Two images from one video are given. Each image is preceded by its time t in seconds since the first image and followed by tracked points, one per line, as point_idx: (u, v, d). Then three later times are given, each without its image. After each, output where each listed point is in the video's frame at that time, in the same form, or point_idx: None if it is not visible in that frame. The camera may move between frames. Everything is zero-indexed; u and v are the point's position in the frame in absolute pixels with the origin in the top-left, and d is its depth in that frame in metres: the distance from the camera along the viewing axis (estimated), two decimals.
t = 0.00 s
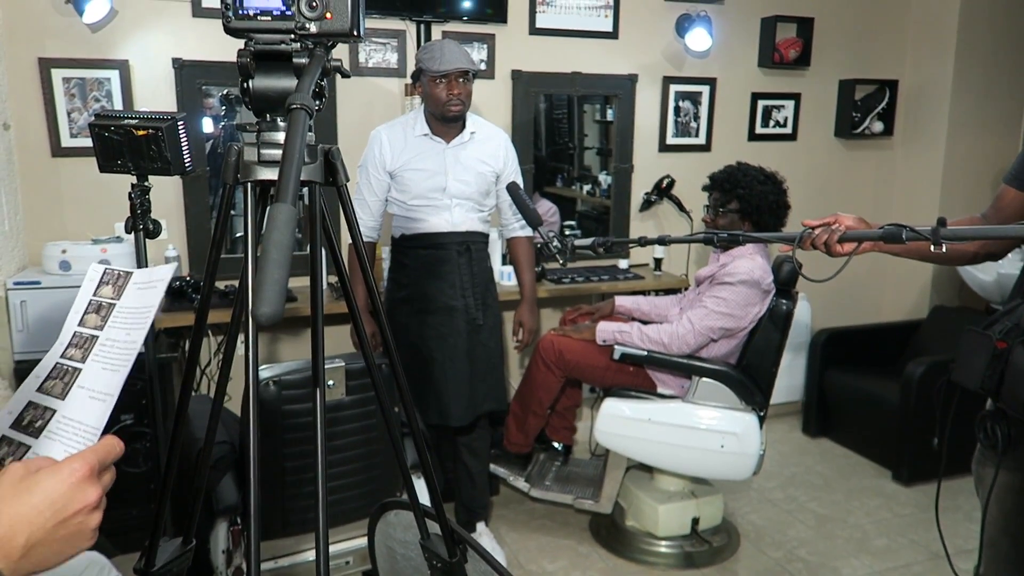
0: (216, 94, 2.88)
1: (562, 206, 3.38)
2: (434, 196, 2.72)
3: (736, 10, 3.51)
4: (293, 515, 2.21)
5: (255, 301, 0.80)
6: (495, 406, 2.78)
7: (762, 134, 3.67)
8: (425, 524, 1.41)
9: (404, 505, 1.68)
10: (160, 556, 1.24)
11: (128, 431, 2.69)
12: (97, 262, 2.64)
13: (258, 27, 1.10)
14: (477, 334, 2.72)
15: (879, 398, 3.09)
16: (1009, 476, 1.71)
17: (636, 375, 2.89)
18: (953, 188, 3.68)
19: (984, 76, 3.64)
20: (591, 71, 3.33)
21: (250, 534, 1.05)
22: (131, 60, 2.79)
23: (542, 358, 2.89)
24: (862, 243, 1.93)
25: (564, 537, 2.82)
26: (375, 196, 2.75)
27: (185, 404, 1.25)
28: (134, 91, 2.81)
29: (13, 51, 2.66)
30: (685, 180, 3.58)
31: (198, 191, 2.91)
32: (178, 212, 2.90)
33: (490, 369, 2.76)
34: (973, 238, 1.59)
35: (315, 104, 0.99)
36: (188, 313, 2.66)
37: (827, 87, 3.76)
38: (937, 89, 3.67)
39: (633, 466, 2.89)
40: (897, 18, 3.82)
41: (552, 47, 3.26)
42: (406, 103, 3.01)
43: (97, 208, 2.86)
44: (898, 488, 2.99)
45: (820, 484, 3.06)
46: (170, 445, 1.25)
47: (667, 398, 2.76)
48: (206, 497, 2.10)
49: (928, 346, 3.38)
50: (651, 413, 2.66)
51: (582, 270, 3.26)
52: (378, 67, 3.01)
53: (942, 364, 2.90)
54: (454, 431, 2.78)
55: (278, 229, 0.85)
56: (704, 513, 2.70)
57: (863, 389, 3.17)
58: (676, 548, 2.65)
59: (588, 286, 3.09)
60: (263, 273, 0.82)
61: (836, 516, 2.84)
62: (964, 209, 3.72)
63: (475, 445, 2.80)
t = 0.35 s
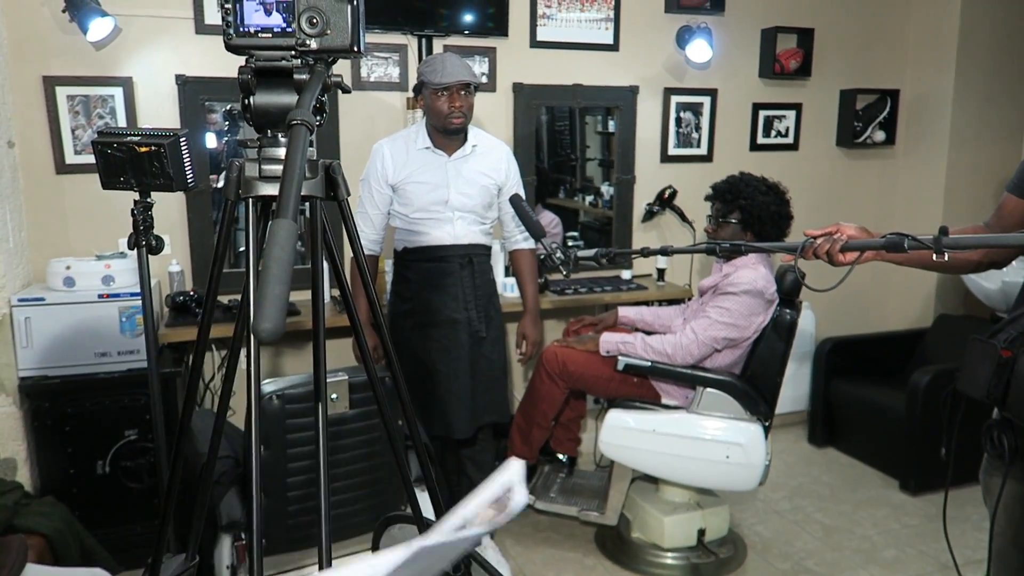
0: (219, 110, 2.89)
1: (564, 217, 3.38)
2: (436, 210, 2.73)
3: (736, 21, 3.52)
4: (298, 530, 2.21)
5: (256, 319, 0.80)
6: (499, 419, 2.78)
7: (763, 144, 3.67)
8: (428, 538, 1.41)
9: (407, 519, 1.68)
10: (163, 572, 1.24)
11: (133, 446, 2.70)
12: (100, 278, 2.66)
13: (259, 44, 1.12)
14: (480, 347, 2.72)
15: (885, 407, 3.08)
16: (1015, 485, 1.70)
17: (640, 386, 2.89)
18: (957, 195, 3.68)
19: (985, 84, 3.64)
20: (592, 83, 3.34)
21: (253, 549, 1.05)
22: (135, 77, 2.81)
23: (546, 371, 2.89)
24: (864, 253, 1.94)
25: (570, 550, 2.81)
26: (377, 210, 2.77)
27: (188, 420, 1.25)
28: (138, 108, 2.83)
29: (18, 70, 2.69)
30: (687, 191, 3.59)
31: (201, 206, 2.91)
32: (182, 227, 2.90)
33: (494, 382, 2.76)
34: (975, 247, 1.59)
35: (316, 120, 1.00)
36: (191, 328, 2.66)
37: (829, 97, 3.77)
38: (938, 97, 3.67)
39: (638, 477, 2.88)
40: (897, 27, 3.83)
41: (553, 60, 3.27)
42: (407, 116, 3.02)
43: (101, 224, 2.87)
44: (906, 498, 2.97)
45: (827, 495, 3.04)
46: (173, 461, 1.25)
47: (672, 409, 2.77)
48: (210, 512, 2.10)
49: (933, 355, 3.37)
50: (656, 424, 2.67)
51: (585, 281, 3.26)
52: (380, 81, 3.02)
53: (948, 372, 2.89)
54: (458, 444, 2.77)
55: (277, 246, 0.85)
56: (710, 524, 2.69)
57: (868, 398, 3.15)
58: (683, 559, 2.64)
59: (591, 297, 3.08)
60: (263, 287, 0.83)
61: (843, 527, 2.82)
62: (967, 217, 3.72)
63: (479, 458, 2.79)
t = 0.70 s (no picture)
0: (216, 115, 2.90)
1: (562, 221, 3.38)
2: (433, 215, 2.73)
3: (733, 25, 3.53)
4: (295, 535, 2.21)
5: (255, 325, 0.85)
6: (497, 424, 2.78)
7: (760, 148, 3.68)
8: (425, 544, 1.41)
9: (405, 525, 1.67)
10: None
11: (130, 451, 2.69)
12: (97, 283, 2.66)
13: (255, 51, 1.14)
14: (478, 351, 2.73)
15: (882, 410, 3.08)
16: (1012, 488, 1.70)
17: (637, 390, 2.89)
18: (953, 199, 3.68)
19: (981, 87, 3.65)
20: (589, 87, 3.35)
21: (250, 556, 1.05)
22: (132, 82, 2.80)
23: (543, 375, 2.88)
24: (861, 256, 1.94)
25: (568, 555, 2.81)
26: (374, 215, 2.76)
27: (185, 425, 1.25)
28: (135, 113, 2.82)
29: (15, 75, 2.69)
30: (685, 195, 3.59)
31: (199, 212, 2.87)
32: (178, 232, 2.88)
33: (492, 386, 2.76)
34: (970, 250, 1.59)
35: (311, 126, 1.03)
36: (188, 333, 2.66)
37: (826, 100, 3.77)
38: (934, 100, 3.68)
39: (635, 481, 2.89)
40: (893, 31, 3.84)
41: (550, 64, 3.28)
42: (405, 121, 3.03)
43: (97, 229, 2.86)
44: (904, 502, 2.97)
45: (825, 498, 3.04)
46: (169, 467, 1.25)
47: (670, 412, 2.79)
48: (206, 517, 2.09)
49: (931, 358, 3.37)
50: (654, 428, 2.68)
51: (583, 285, 3.25)
52: (377, 86, 3.03)
53: (945, 375, 2.89)
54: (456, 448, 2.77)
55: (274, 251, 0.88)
56: (707, 528, 2.71)
57: (866, 401, 3.15)
58: (681, 564, 2.66)
59: (588, 302, 3.07)
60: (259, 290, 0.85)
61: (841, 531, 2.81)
62: (963, 220, 3.73)
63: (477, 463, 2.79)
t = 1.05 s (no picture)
0: (222, 115, 2.86)
1: (567, 225, 3.37)
2: (438, 218, 2.73)
3: (740, 31, 3.53)
4: (297, 537, 2.21)
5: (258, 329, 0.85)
6: (499, 427, 2.78)
7: (766, 154, 3.67)
8: (427, 547, 1.40)
9: (408, 527, 1.67)
10: None
11: (131, 449, 2.69)
12: (101, 282, 2.66)
13: (264, 52, 1.16)
14: (482, 354, 2.72)
15: (886, 419, 3.06)
16: (1017, 499, 1.69)
17: (641, 396, 2.87)
18: (960, 207, 3.68)
19: (989, 96, 3.65)
20: (595, 91, 3.35)
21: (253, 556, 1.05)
22: (139, 82, 2.80)
23: (547, 379, 2.87)
24: (867, 264, 1.94)
25: (569, 559, 2.80)
26: (380, 217, 2.77)
27: (190, 424, 1.25)
28: (142, 113, 2.82)
29: (23, 74, 2.69)
30: (689, 200, 3.58)
31: (204, 211, 2.87)
32: (182, 232, 2.87)
33: (495, 390, 2.76)
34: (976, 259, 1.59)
35: (320, 127, 1.04)
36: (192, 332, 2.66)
37: (833, 107, 3.77)
38: (942, 109, 3.68)
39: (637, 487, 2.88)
40: (900, 38, 3.84)
41: (556, 68, 3.28)
42: (410, 123, 3.02)
43: (102, 228, 2.86)
44: (907, 511, 2.95)
45: (827, 507, 3.02)
46: (172, 467, 1.25)
47: (674, 418, 2.79)
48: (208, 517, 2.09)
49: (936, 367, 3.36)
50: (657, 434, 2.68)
51: (587, 289, 3.24)
52: (382, 88, 3.03)
53: (950, 385, 2.87)
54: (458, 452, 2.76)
55: (282, 256, 0.87)
56: (709, 535, 2.70)
57: (870, 410, 3.14)
58: (681, 571, 2.65)
59: (592, 306, 3.06)
60: (268, 292, 0.85)
61: (843, 540, 2.80)
62: (970, 229, 3.72)
63: (479, 467, 2.78)
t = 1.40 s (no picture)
0: (210, 113, 2.70)
1: (576, 228, 3.20)
2: (440, 221, 2.56)
3: (760, 22, 3.35)
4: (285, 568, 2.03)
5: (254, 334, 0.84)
6: (506, 445, 2.60)
7: (789, 153, 3.48)
8: None
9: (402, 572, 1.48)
10: None
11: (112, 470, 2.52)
12: (82, 290, 2.50)
13: (258, 48, 1.20)
14: (486, 367, 2.55)
15: (918, 435, 2.87)
16: None
17: (656, 411, 2.71)
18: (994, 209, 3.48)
19: None
20: (607, 86, 3.17)
21: None
22: (123, 77, 2.64)
23: (556, 393, 2.70)
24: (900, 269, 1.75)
25: None
26: (378, 220, 2.60)
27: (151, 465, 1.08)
28: (126, 111, 2.66)
29: None
30: (707, 201, 3.40)
31: (191, 214, 2.70)
32: (169, 236, 2.71)
33: (501, 405, 2.58)
34: None
35: (316, 126, 1.06)
36: (177, 344, 2.49)
37: (858, 103, 3.57)
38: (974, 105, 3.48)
39: (653, 509, 2.70)
40: (928, 30, 3.65)
41: (566, 61, 3.10)
42: (411, 121, 2.85)
43: (83, 233, 2.70)
44: (943, 535, 2.76)
45: (857, 530, 2.82)
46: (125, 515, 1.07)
47: (692, 435, 2.62)
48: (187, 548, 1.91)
49: (971, 379, 3.16)
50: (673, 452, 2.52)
51: (598, 297, 3.05)
52: (381, 83, 2.86)
53: (989, 400, 2.68)
54: (463, 471, 2.59)
55: (278, 260, 0.87)
56: (730, 560, 2.52)
57: (901, 425, 2.95)
58: None
59: (605, 314, 2.88)
60: (261, 293, 0.85)
61: (876, 566, 2.60)
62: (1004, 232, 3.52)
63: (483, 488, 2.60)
